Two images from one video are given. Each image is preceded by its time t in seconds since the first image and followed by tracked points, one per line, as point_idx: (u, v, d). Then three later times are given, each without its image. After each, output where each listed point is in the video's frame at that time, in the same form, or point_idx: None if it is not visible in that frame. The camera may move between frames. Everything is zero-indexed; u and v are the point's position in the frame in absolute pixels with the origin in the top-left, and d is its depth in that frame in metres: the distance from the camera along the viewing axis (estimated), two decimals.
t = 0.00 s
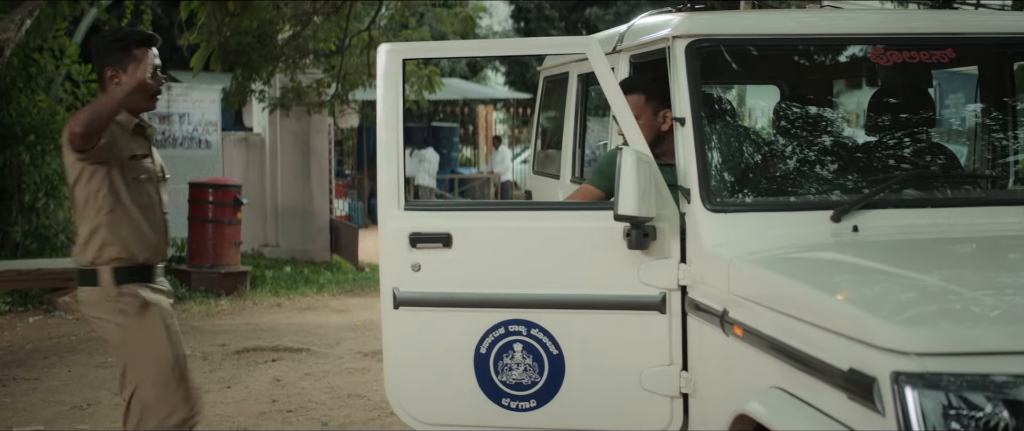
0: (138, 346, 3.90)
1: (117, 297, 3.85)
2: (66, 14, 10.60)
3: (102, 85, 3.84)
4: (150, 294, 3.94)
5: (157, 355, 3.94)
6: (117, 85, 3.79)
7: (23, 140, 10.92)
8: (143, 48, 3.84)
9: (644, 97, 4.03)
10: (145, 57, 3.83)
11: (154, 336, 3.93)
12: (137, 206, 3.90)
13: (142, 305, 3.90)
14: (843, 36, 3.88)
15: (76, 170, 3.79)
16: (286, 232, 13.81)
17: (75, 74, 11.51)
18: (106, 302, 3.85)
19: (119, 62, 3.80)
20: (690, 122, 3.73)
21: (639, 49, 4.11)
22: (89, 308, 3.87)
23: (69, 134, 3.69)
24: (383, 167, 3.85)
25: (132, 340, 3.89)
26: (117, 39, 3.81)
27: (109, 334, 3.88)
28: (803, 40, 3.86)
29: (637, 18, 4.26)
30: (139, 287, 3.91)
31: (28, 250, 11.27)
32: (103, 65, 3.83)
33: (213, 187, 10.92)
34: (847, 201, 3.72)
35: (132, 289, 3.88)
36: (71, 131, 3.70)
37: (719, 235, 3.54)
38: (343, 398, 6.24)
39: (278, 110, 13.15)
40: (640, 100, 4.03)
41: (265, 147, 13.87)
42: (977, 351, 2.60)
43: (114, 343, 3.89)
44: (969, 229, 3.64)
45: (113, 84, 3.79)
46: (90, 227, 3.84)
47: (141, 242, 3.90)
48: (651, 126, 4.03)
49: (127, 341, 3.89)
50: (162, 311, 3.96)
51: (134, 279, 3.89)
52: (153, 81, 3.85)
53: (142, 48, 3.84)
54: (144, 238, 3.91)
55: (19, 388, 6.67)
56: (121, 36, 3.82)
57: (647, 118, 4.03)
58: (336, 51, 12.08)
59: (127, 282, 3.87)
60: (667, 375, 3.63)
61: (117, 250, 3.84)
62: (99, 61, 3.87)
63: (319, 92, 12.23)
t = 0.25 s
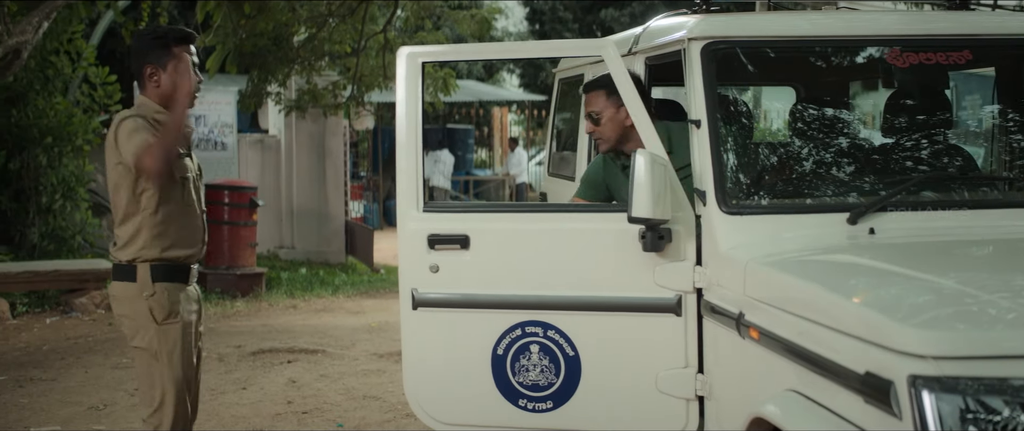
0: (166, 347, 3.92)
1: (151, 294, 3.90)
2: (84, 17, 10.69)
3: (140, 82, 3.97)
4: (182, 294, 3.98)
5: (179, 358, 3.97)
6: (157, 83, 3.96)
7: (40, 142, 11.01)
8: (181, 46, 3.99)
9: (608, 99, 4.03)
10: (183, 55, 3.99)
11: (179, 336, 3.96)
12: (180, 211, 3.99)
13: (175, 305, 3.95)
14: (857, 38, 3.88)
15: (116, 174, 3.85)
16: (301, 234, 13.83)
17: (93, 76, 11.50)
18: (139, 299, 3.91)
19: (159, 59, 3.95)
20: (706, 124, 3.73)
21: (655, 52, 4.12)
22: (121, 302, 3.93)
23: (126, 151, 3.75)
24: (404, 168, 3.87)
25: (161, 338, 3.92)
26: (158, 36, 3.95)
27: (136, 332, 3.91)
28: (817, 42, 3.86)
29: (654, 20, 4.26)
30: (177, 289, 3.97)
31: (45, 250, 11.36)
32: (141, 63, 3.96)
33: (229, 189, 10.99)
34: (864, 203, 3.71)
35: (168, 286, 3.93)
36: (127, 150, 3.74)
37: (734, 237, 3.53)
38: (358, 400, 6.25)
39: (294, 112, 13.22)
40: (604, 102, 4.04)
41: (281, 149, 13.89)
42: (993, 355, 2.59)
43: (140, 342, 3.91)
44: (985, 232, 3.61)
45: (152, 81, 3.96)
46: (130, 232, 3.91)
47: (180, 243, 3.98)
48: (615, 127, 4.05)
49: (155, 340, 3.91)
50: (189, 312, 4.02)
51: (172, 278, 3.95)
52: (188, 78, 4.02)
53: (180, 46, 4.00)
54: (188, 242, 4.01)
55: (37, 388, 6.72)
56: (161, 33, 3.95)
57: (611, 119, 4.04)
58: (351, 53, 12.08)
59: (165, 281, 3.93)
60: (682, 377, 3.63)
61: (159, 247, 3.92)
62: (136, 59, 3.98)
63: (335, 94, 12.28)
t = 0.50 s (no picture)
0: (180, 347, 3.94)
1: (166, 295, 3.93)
2: (100, 18, 10.75)
3: (171, 83, 4.04)
4: (200, 296, 3.99)
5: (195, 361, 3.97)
6: (188, 86, 4.03)
7: (55, 143, 11.08)
8: (214, 50, 4.03)
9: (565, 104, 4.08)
10: (215, 59, 4.03)
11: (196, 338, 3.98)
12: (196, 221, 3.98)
13: (193, 306, 3.97)
14: (870, 39, 3.86)
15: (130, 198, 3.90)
16: (314, 235, 13.88)
17: (106, 77, 11.56)
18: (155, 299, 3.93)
19: (191, 62, 4.00)
20: (721, 124, 3.72)
21: (669, 52, 4.09)
22: (137, 301, 3.96)
23: (133, 201, 3.77)
24: (418, 166, 3.86)
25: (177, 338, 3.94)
26: (191, 40, 3.99)
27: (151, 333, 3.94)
28: (830, 42, 3.85)
29: (668, 20, 4.23)
30: (195, 295, 3.99)
31: (60, 251, 11.42)
32: (175, 66, 4.02)
33: (243, 190, 11.00)
34: (879, 203, 3.69)
35: (187, 288, 3.96)
36: (134, 198, 3.77)
37: (748, 238, 3.52)
38: (371, 400, 6.26)
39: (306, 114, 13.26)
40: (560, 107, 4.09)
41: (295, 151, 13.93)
42: (1010, 357, 2.58)
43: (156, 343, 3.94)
44: (1000, 233, 3.59)
45: (185, 84, 4.03)
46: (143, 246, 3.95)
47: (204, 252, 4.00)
48: (572, 134, 4.09)
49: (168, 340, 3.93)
50: (207, 315, 4.02)
51: (190, 280, 3.96)
52: (219, 80, 4.08)
53: (213, 50, 4.03)
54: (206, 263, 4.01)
55: (51, 388, 6.74)
56: (194, 37, 4.00)
57: (570, 124, 4.09)
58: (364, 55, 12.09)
59: (184, 285, 3.95)
60: (696, 378, 3.62)
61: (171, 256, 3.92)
62: (170, 62, 4.04)
63: (348, 95, 12.32)
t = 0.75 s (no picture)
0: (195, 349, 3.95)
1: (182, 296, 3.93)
2: (112, 19, 10.79)
3: (183, 82, 4.04)
4: (215, 297, 4.00)
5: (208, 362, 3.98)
6: (201, 85, 4.04)
7: (68, 143, 11.12)
8: (225, 47, 4.05)
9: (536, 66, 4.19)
10: (226, 56, 4.04)
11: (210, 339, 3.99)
12: (212, 222, 4.00)
13: (207, 308, 3.97)
14: (881, 37, 3.84)
15: (147, 201, 3.91)
16: (326, 234, 13.89)
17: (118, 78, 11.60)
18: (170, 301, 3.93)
19: (203, 61, 4.01)
20: (735, 122, 3.72)
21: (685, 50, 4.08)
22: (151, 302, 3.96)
23: (155, 206, 3.78)
24: (431, 165, 3.87)
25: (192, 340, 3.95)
26: (202, 38, 4.00)
27: (166, 335, 3.94)
28: (842, 41, 3.83)
29: (682, 19, 4.21)
30: (210, 296, 4.00)
31: (72, 252, 11.45)
32: (186, 65, 4.03)
33: (255, 190, 11.03)
34: (892, 202, 3.68)
35: (202, 289, 3.96)
36: (155, 203, 3.79)
37: (761, 235, 3.51)
38: (382, 401, 6.26)
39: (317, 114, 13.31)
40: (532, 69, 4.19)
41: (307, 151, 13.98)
42: None
43: (172, 345, 3.94)
44: (1013, 232, 3.56)
45: (197, 84, 4.04)
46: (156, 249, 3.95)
47: (217, 254, 4.02)
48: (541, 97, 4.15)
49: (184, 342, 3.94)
50: (221, 315, 4.03)
51: (205, 281, 3.97)
52: (232, 77, 4.09)
53: (224, 47, 4.05)
54: (219, 265, 4.02)
55: (64, 388, 6.76)
56: (205, 35, 4.01)
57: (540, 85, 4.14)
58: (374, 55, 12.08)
59: (198, 287, 3.96)
60: (708, 375, 3.62)
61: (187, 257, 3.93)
62: (181, 61, 4.04)
63: (358, 95, 12.30)
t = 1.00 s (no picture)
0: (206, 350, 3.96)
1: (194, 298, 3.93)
2: (123, 20, 10.82)
3: (199, 83, 4.06)
4: (226, 298, 4.02)
5: (219, 364, 3.98)
6: (218, 86, 4.06)
7: (79, 144, 11.16)
8: (241, 48, 4.07)
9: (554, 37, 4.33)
10: (243, 57, 4.07)
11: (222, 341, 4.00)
12: (225, 223, 4.01)
13: (219, 309, 3.98)
14: (891, 38, 3.84)
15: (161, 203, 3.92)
16: (336, 235, 13.93)
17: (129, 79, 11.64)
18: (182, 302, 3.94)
19: (220, 62, 4.03)
20: (746, 123, 3.71)
21: (695, 50, 4.10)
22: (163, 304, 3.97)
23: (169, 206, 3.80)
24: (444, 165, 3.88)
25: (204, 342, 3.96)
26: (218, 38, 4.02)
27: (178, 336, 3.95)
28: (852, 42, 3.83)
29: (693, 19, 4.22)
30: (221, 298, 4.01)
31: (83, 252, 11.48)
32: (202, 66, 4.05)
33: (265, 191, 11.06)
34: (902, 203, 3.67)
35: (214, 290, 3.97)
36: (168, 204, 3.80)
37: (772, 236, 3.51)
38: (393, 401, 6.26)
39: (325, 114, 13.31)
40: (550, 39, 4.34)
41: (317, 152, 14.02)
42: None
43: (184, 346, 3.95)
44: None
45: (213, 85, 4.05)
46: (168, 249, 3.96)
47: (229, 256, 4.02)
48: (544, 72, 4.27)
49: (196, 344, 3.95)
50: (232, 318, 4.04)
51: (217, 283, 3.98)
52: (248, 77, 4.11)
53: (240, 48, 4.07)
54: (230, 267, 4.03)
55: (76, 388, 6.78)
56: (222, 35, 4.03)
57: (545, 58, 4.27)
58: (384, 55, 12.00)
59: (210, 289, 3.96)
60: (718, 377, 3.62)
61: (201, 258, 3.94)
62: (197, 62, 4.06)
63: (367, 95, 12.30)
